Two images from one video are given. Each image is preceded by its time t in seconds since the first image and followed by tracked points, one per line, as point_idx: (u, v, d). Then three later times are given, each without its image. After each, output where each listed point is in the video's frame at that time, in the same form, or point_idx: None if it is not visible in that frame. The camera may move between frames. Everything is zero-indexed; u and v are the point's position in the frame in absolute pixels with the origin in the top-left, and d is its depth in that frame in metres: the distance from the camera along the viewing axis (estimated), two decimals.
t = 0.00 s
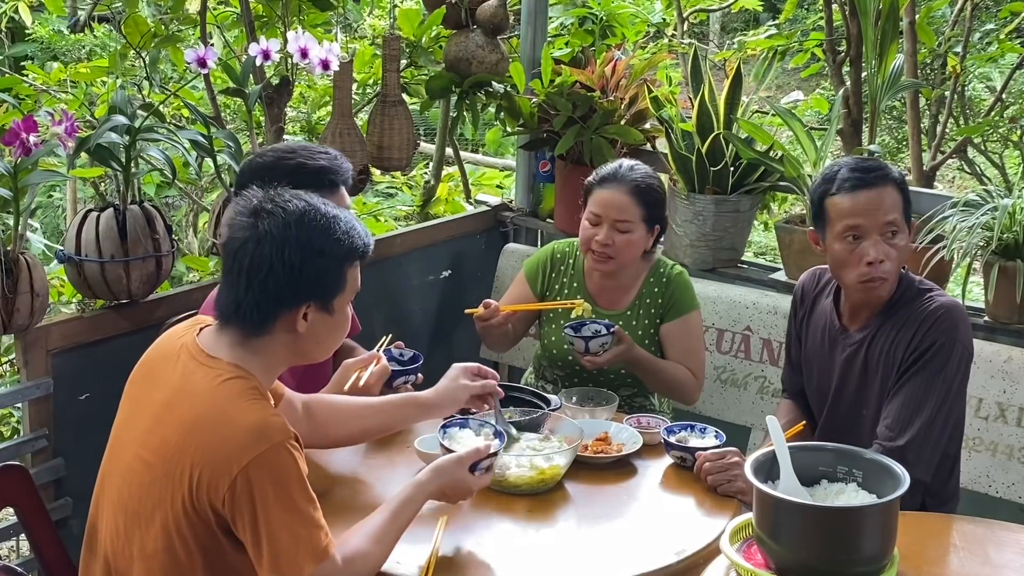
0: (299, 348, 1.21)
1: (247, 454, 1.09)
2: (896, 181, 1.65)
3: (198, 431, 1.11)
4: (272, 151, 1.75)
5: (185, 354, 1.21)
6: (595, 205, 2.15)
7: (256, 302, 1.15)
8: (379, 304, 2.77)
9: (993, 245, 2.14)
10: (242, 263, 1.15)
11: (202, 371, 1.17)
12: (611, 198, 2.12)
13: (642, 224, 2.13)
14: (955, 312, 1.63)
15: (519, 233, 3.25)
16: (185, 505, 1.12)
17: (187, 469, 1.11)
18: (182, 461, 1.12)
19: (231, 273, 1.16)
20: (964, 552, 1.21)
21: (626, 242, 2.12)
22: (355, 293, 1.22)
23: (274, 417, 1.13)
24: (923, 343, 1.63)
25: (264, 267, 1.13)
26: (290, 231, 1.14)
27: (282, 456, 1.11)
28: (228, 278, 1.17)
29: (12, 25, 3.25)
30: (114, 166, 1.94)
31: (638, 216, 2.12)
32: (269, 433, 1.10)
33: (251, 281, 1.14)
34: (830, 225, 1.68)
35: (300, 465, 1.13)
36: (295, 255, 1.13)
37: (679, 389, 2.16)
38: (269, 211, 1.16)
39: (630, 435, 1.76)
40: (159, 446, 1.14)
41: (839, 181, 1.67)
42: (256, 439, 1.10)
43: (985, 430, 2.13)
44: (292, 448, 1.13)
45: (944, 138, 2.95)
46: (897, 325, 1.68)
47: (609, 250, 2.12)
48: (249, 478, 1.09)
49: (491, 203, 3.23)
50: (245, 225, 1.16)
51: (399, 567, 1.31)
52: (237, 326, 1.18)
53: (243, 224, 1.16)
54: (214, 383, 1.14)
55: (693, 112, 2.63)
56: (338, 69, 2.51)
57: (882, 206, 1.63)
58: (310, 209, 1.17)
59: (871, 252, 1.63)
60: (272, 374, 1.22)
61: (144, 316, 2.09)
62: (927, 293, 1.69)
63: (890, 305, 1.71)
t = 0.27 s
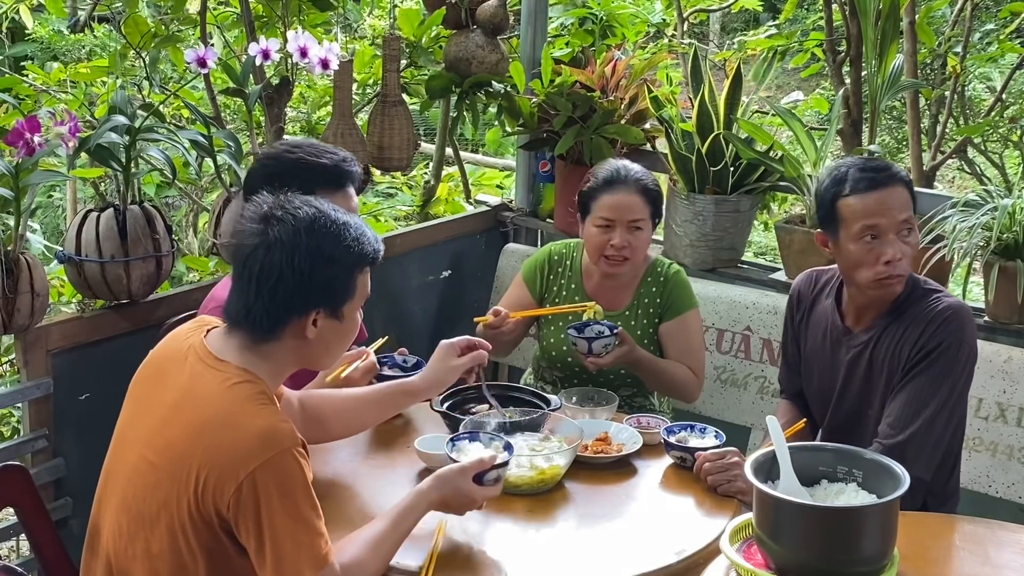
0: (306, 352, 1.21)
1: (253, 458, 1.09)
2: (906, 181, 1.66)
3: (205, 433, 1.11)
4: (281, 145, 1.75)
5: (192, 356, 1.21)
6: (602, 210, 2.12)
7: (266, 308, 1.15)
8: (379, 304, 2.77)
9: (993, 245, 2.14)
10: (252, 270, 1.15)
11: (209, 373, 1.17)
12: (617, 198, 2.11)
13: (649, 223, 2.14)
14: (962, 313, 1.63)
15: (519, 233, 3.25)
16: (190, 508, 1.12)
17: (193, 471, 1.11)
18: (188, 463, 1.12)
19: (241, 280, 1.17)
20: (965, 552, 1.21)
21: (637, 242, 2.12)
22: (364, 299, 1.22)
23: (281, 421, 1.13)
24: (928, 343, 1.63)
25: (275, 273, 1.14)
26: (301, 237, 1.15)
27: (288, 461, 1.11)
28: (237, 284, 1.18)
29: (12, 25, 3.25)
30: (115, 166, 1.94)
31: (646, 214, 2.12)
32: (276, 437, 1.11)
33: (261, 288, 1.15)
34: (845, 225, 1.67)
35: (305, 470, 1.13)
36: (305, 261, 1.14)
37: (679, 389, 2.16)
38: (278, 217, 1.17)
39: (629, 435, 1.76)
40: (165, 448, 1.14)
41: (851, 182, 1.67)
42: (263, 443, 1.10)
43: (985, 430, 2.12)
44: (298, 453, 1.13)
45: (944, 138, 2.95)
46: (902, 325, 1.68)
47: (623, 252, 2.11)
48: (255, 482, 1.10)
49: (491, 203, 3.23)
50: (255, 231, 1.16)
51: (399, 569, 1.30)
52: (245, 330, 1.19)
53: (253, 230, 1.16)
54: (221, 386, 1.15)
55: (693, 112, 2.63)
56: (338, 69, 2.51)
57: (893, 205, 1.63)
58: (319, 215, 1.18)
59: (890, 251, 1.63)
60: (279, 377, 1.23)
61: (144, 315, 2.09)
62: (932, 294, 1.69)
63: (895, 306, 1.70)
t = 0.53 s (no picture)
0: (309, 357, 1.21)
1: (254, 459, 1.09)
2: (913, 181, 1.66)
3: (206, 434, 1.11)
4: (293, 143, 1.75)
5: (194, 357, 1.21)
6: (597, 212, 2.12)
7: (271, 312, 1.15)
8: (379, 304, 2.77)
9: (993, 245, 2.14)
10: (258, 274, 1.15)
11: (211, 374, 1.17)
12: (613, 202, 2.10)
13: (645, 224, 2.14)
14: (966, 314, 1.63)
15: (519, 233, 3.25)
16: (190, 508, 1.12)
17: (193, 472, 1.11)
18: (189, 463, 1.11)
19: (246, 284, 1.17)
20: (965, 552, 1.21)
21: (633, 245, 2.13)
22: (369, 304, 1.22)
23: (282, 422, 1.13)
24: (932, 343, 1.63)
25: (280, 277, 1.14)
26: (307, 242, 1.15)
27: (289, 463, 1.11)
28: (242, 287, 1.18)
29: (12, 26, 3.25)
30: (115, 166, 1.94)
31: (641, 217, 2.12)
32: (277, 438, 1.11)
33: (266, 292, 1.15)
34: (852, 225, 1.67)
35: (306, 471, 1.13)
36: (310, 266, 1.14)
37: (679, 388, 2.16)
38: (284, 222, 1.17)
39: (629, 435, 1.76)
40: (166, 449, 1.14)
41: (859, 180, 1.67)
42: (264, 444, 1.10)
43: (985, 430, 2.12)
44: (298, 454, 1.13)
45: (944, 138, 2.95)
46: (906, 325, 1.68)
47: (618, 256, 2.12)
48: (256, 483, 1.09)
49: (491, 203, 3.23)
50: (262, 235, 1.17)
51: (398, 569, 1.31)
52: (249, 334, 1.19)
53: (260, 234, 1.17)
54: (222, 387, 1.15)
55: (693, 112, 2.62)
56: (338, 68, 2.51)
57: (900, 205, 1.63)
58: (325, 220, 1.18)
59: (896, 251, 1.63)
60: (281, 380, 1.23)
61: (144, 315, 2.10)
62: (935, 294, 1.69)
63: (899, 306, 1.70)
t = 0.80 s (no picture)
0: (310, 357, 1.21)
1: (253, 457, 1.09)
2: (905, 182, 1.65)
3: (205, 433, 1.11)
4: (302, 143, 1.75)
5: (193, 357, 1.21)
6: (591, 214, 2.13)
7: (271, 312, 1.15)
8: (378, 304, 2.77)
9: (993, 245, 2.15)
10: (258, 273, 1.16)
11: (210, 373, 1.17)
12: (608, 205, 2.10)
13: (640, 228, 2.13)
14: (963, 314, 1.63)
15: (519, 233, 3.25)
16: (190, 506, 1.12)
17: (193, 471, 1.11)
18: (188, 462, 1.11)
19: (247, 283, 1.17)
20: (964, 552, 1.21)
21: (626, 248, 2.12)
22: (370, 304, 1.22)
23: (280, 420, 1.13)
24: (931, 343, 1.63)
25: (279, 277, 1.14)
26: (306, 242, 1.15)
27: (288, 461, 1.11)
28: (243, 286, 1.18)
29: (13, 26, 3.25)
30: (115, 166, 1.94)
31: (635, 221, 2.11)
32: (276, 436, 1.11)
33: (266, 291, 1.15)
34: (840, 225, 1.68)
35: (305, 470, 1.13)
36: (310, 265, 1.14)
37: (679, 388, 2.15)
38: (284, 221, 1.17)
39: (629, 434, 1.76)
40: (166, 448, 1.14)
41: (850, 181, 1.67)
42: (263, 443, 1.10)
43: (985, 430, 2.12)
44: (297, 452, 1.13)
45: (944, 138, 2.95)
46: (903, 325, 1.68)
47: (609, 259, 2.12)
48: (255, 481, 1.09)
49: (491, 203, 3.23)
50: (263, 235, 1.17)
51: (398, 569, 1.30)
52: (249, 333, 1.19)
53: (261, 234, 1.17)
54: (222, 386, 1.15)
55: (693, 112, 2.62)
56: (337, 69, 2.51)
57: (891, 207, 1.62)
58: (326, 219, 1.18)
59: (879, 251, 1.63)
60: (282, 379, 1.23)
61: (144, 315, 2.10)
62: (933, 294, 1.69)
63: (896, 306, 1.70)
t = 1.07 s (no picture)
0: (309, 357, 1.21)
1: (252, 456, 1.09)
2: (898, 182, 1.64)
3: (204, 432, 1.11)
4: (313, 142, 1.75)
5: (192, 356, 1.21)
6: (590, 214, 2.13)
7: (270, 311, 1.15)
8: (379, 304, 2.77)
9: (993, 245, 2.15)
10: (257, 272, 1.16)
11: (209, 373, 1.17)
12: (608, 205, 2.10)
13: (638, 228, 2.13)
14: (961, 313, 1.63)
15: (519, 233, 3.25)
16: (190, 506, 1.12)
17: (192, 470, 1.11)
18: (187, 461, 1.11)
19: (246, 282, 1.17)
20: (964, 552, 1.21)
21: (624, 247, 2.13)
22: (368, 303, 1.22)
23: (279, 419, 1.13)
24: (930, 343, 1.62)
25: (278, 276, 1.14)
26: (304, 241, 1.15)
27: (287, 459, 1.11)
28: (242, 286, 1.18)
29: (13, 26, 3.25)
30: (115, 166, 1.94)
31: (632, 221, 2.11)
32: (275, 435, 1.11)
33: (265, 290, 1.15)
34: (833, 222, 1.68)
35: (304, 468, 1.13)
36: (308, 264, 1.14)
37: (679, 387, 2.15)
38: (283, 220, 1.17)
39: (629, 435, 1.76)
40: (166, 447, 1.14)
41: (844, 179, 1.67)
42: (261, 441, 1.10)
43: (985, 430, 2.12)
44: (296, 450, 1.13)
45: (944, 138, 2.95)
46: (902, 324, 1.68)
47: (608, 258, 2.12)
48: (254, 480, 1.09)
49: (491, 203, 3.23)
50: (262, 234, 1.17)
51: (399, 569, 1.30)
52: (248, 332, 1.19)
53: (259, 233, 1.17)
54: (221, 386, 1.15)
55: (693, 112, 2.62)
56: (338, 69, 2.51)
57: (885, 206, 1.62)
58: (324, 219, 1.18)
59: (868, 249, 1.64)
60: (281, 379, 1.23)
61: (144, 315, 2.10)
62: (932, 294, 1.69)
63: (895, 305, 1.70)
